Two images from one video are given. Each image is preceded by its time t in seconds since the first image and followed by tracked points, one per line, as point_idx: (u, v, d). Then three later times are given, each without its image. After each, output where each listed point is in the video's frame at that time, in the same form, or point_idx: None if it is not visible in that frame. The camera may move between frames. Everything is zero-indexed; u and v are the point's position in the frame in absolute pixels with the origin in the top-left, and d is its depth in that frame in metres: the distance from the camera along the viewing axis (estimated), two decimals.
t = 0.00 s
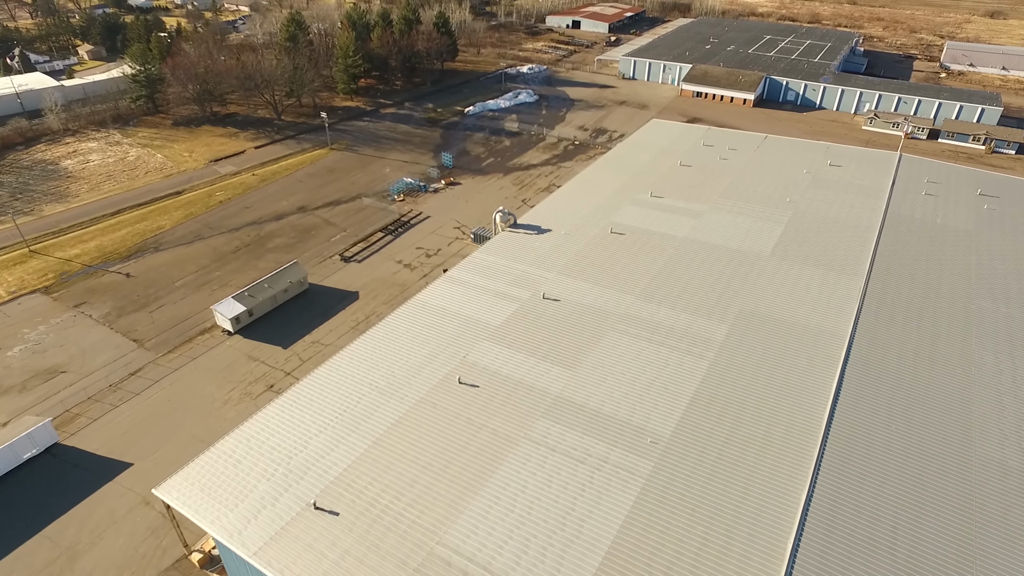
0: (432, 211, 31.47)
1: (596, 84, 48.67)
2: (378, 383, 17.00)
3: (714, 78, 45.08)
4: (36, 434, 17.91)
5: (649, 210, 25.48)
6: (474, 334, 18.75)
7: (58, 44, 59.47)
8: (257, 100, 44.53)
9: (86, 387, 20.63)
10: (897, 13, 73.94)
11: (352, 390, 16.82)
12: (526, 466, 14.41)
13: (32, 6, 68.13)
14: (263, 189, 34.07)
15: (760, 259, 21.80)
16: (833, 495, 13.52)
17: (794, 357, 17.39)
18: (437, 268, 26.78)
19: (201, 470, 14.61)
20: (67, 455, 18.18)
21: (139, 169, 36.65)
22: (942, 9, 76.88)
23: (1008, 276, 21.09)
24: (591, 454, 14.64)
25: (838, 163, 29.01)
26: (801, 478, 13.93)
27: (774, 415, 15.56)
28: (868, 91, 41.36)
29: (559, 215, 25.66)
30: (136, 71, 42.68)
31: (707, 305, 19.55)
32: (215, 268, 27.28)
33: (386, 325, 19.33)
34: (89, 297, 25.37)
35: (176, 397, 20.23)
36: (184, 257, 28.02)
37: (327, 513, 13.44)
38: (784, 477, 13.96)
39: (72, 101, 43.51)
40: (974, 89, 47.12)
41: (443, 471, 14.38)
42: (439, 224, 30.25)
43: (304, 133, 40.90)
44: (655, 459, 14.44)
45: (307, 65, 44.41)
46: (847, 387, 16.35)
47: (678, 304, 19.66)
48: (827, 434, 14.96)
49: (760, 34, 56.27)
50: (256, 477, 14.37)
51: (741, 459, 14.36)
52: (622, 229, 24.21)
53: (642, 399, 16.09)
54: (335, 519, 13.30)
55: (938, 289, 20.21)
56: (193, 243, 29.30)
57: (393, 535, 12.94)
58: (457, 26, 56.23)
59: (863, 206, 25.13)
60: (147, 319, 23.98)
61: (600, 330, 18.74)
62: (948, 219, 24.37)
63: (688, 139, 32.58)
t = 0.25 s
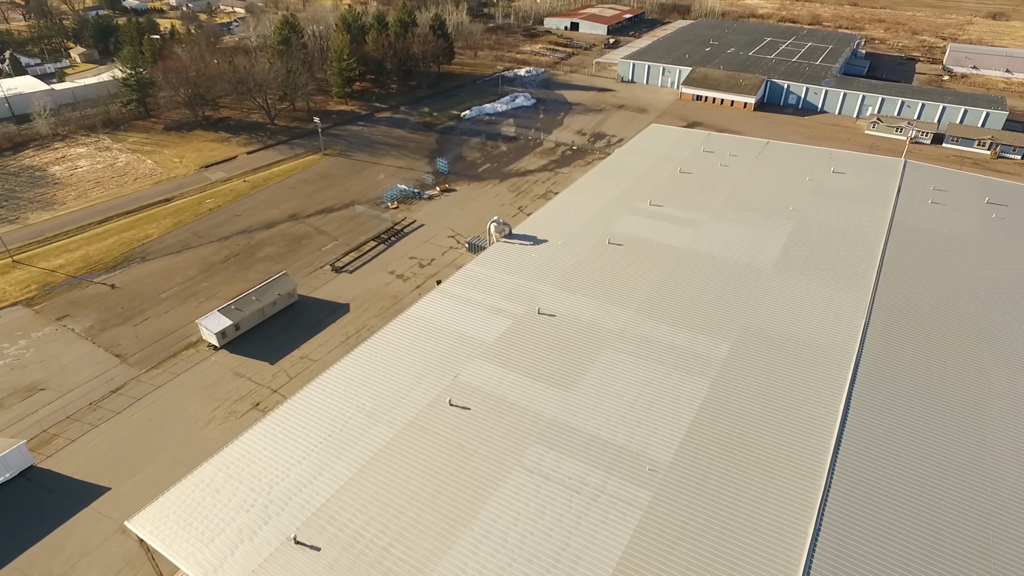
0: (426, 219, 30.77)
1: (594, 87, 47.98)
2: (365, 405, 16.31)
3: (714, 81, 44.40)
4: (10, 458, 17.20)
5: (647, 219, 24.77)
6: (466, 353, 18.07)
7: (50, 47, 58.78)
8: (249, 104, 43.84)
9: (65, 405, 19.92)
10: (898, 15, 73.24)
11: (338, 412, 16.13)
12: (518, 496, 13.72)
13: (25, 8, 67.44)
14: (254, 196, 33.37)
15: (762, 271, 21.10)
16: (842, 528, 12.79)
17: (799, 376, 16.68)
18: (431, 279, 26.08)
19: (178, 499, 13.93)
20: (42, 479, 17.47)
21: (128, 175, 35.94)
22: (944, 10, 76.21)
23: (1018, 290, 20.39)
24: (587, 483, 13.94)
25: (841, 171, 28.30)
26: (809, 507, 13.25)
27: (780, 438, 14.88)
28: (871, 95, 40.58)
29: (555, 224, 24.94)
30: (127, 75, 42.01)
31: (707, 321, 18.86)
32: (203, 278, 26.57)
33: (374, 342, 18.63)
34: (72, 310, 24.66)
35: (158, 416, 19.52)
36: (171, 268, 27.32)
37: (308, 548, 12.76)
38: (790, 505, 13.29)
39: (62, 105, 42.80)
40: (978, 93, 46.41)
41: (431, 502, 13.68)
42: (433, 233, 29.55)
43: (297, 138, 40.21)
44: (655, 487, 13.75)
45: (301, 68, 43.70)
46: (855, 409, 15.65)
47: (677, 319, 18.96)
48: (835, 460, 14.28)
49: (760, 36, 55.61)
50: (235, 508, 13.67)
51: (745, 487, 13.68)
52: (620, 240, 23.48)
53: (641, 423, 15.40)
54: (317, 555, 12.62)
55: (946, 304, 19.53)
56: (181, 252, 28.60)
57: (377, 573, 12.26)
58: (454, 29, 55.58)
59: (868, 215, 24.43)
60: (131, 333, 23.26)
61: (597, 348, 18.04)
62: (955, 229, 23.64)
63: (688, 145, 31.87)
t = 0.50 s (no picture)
0: (420, 227, 30.10)
1: (592, 91, 47.30)
2: (351, 429, 15.63)
3: (714, 85, 43.71)
4: None
5: (646, 229, 24.03)
6: (456, 372, 17.36)
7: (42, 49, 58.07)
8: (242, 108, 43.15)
9: (43, 425, 19.20)
10: (900, 16, 72.59)
11: (323, 437, 15.44)
12: (508, 530, 13.00)
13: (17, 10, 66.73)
14: (245, 204, 32.68)
15: (765, 285, 20.39)
16: (850, 570, 12.09)
17: (804, 398, 16.02)
18: (424, 290, 25.38)
19: (153, 532, 13.29)
20: (15, 504, 16.75)
21: (117, 181, 35.23)
22: (945, 12, 75.56)
23: None
24: (582, 515, 13.24)
25: (844, 178, 27.54)
26: (817, 542, 12.59)
27: (784, 466, 14.23)
28: (873, 99, 39.81)
29: (551, 234, 24.23)
30: (117, 78, 41.32)
31: (708, 338, 18.16)
32: (190, 290, 25.87)
33: (362, 361, 17.92)
34: (54, 323, 23.92)
35: (138, 435, 18.79)
36: (157, 279, 26.62)
37: None
38: (797, 540, 12.63)
39: (51, 110, 42.09)
40: (981, 96, 45.70)
41: (416, 535, 12.96)
42: (426, 242, 28.87)
43: (290, 144, 39.52)
44: (654, 520, 13.07)
45: (294, 72, 43.02)
46: (862, 434, 14.99)
47: (676, 337, 18.25)
48: (843, 491, 13.61)
49: (760, 39, 54.91)
50: (211, 543, 13.00)
51: (749, 520, 13.01)
52: (618, 250, 22.76)
53: (639, 449, 14.73)
54: None
55: (956, 320, 18.80)
56: (168, 262, 27.89)
57: None
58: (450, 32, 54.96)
59: (873, 224, 23.67)
60: (114, 347, 22.54)
61: (593, 367, 17.35)
62: (962, 239, 22.87)
63: (687, 151, 31.15)
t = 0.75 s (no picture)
0: (413, 236, 29.41)
1: (591, 94, 46.61)
2: (335, 454, 14.95)
3: (714, 88, 42.99)
4: None
5: (644, 239, 23.32)
6: (446, 393, 16.64)
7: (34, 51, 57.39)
8: (235, 112, 42.44)
9: (19, 446, 18.51)
10: (901, 18, 71.90)
11: (305, 463, 14.76)
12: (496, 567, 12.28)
13: (10, 12, 66.02)
14: (235, 212, 32.01)
15: (767, 299, 19.69)
16: None
17: (810, 421, 15.33)
18: (416, 302, 24.66)
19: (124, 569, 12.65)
20: None
21: (105, 188, 34.55)
22: (947, 13, 74.87)
23: None
24: (576, 550, 12.53)
25: (847, 185, 26.75)
26: None
27: (789, 495, 13.52)
28: (876, 102, 39.07)
29: (546, 245, 23.55)
30: (107, 82, 40.62)
31: (708, 356, 17.45)
32: (176, 301, 25.18)
33: (348, 380, 17.22)
34: (35, 336, 23.23)
35: (116, 457, 18.11)
36: (143, 290, 25.94)
37: None
38: None
39: (40, 114, 41.39)
40: (986, 99, 44.92)
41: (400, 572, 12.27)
42: (419, 251, 28.18)
43: (282, 149, 38.85)
44: (652, 555, 12.36)
45: (287, 76, 42.32)
46: (871, 460, 14.29)
47: (675, 355, 17.54)
48: (851, 522, 12.90)
49: (761, 41, 54.23)
50: None
51: (753, 555, 12.31)
52: (615, 262, 22.05)
53: (636, 477, 14.04)
54: None
55: (966, 337, 18.07)
56: (155, 272, 27.20)
57: None
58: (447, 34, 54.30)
59: (878, 234, 22.89)
60: (96, 362, 21.85)
61: (588, 387, 16.64)
62: (970, 250, 22.04)
63: (686, 157, 30.43)
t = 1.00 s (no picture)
0: (406, 244, 28.70)
1: (589, 97, 45.91)
2: (318, 482, 14.27)
3: (714, 92, 42.30)
4: None
5: (642, 251, 22.61)
6: (435, 415, 15.94)
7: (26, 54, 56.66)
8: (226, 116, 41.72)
9: None
10: (902, 19, 71.23)
11: (287, 492, 14.09)
12: None
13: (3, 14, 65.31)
14: (225, 219, 31.34)
15: (770, 314, 18.98)
16: None
17: (814, 447, 14.65)
18: (408, 315, 23.97)
19: None
20: None
21: (93, 195, 33.86)
22: (949, 14, 74.20)
23: None
24: None
25: (851, 193, 25.98)
26: None
27: (794, 528, 12.83)
28: (879, 106, 38.34)
29: (541, 256, 22.84)
30: (97, 86, 39.92)
31: (708, 376, 16.75)
32: (161, 314, 24.50)
33: (333, 401, 16.53)
34: (14, 351, 22.54)
35: (93, 480, 17.42)
36: (128, 301, 25.25)
37: None
38: None
39: (29, 119, 40.66)
40: (990, 103, 44.19)
41: None
42: (412, 260, 27.46)
43: (275, 154, 38.16)
44: None
45: (280, 79, 41.62)
46: (879, 489, 13.61)
47: (675, 375, 16.85)
48: (860, 558, 12.22)
49: (761, 43, 53.54)
50: None
51: None
52: (612, 275, 21.35)
53: (633, 508, 13.36)
54: None
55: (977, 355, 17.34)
56: (140, 283, 26.51)
57: None
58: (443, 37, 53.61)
59: (884, 243, 22.10)
60: (76, 378, 21.16)
61: (583, 410, 15.94)
62: (979, 261, 21.27)
63: (686, 164, 29.71)
